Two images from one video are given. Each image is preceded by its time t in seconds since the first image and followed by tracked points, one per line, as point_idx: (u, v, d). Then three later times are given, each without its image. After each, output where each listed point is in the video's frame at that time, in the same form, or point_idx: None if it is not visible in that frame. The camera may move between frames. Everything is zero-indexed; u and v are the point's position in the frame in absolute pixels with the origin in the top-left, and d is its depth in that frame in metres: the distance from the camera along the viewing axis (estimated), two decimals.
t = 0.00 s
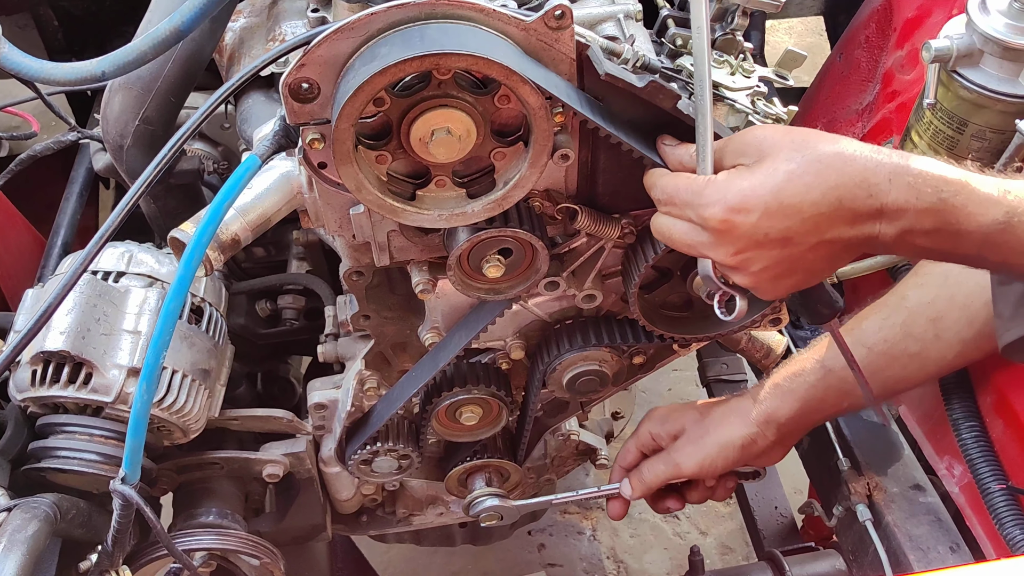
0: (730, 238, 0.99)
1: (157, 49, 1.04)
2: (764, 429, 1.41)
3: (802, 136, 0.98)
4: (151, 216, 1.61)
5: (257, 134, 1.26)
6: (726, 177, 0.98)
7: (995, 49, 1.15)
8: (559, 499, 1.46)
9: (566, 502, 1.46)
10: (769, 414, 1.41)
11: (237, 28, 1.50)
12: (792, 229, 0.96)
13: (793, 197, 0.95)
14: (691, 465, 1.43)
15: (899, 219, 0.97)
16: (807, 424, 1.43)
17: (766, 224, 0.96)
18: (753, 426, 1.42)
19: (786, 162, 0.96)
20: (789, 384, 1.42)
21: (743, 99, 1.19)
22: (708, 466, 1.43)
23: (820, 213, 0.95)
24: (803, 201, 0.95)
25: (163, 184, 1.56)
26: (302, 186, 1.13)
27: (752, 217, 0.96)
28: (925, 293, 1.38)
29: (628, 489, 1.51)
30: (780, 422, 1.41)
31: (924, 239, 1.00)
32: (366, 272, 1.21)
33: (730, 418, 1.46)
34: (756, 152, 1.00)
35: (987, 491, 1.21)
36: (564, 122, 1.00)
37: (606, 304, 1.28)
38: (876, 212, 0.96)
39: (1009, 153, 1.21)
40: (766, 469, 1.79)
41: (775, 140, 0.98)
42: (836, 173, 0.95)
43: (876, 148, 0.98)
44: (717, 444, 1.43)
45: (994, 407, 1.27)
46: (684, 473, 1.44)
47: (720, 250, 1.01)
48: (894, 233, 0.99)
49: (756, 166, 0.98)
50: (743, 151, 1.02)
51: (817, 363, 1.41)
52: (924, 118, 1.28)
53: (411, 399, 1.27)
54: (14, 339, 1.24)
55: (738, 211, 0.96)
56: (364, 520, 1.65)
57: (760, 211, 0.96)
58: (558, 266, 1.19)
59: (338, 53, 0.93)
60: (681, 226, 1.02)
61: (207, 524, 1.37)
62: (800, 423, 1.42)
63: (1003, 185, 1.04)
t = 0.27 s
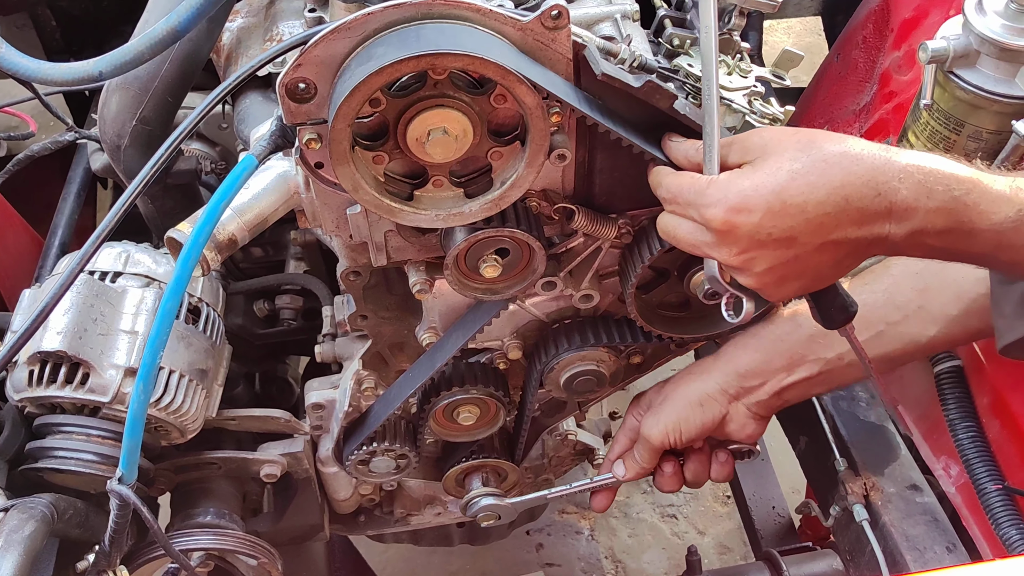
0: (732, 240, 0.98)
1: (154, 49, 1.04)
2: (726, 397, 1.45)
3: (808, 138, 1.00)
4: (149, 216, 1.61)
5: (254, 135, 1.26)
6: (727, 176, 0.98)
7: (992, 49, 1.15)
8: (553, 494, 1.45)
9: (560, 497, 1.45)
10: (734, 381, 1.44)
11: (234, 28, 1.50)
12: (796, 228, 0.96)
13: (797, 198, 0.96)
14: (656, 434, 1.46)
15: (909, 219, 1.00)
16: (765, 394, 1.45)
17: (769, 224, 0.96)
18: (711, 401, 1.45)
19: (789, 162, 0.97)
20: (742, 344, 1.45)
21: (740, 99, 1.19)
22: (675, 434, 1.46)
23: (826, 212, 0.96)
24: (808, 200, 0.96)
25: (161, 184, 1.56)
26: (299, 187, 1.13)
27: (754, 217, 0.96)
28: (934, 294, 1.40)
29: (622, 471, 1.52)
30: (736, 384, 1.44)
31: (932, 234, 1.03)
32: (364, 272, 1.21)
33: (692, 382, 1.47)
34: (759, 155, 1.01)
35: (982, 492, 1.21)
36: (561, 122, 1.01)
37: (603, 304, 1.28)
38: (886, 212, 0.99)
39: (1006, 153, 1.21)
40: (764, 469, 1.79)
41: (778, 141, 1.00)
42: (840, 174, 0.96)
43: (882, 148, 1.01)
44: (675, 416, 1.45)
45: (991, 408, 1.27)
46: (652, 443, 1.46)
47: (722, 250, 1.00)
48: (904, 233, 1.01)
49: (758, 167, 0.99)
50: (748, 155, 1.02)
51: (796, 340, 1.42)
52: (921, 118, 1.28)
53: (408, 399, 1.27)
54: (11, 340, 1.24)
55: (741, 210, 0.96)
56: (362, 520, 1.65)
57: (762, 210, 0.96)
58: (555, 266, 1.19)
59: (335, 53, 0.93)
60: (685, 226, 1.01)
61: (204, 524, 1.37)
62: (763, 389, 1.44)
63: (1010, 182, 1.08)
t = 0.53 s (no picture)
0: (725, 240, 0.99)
1: (152, 50, 1.04)
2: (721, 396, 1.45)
3: (802, 138, 1.00)
4: (147, 216, 1.61)
5: (252, 135, 1.26)
6: (721, 177, 0.98)
7: (989, 50, 1.15)
8: (550, 492, 1.43)
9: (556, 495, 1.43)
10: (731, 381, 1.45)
11: (232, 29, 1.50)
12: (790, 230, 0.97)
13: (790, 200, 0.96)
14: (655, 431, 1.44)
15: (902, 222, 1.01)
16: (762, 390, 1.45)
17: (761, 226, 0.97)
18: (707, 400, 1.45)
19: (781, 163, 0.97)
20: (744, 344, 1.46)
21: (738, 100, 1.19)
22: (675, 431, 1.45)
23: (819, 214, 0.97)
24: (802, 202, 0.96)
25: (159, 184, 1.57)
26: (298, 187, 1.12)
27: (747, 220, 0.97)
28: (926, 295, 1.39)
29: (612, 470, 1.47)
30: (742, 380, 1.44)
31: (925, 236, 1.03)
32: (362, 272, 1.21)
33: (692, 379, 1.48)
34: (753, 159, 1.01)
35: (980, 492, 1.21)
36: (558, 123, 1.01)
37: (602, 304, 1.28)
38: (879, 214, 0.99)
39: (1003, 153, 1.21)
40: (762, 468, 1.79)
41: (774, 141, 1.00)
42: (834, 176, 0.97)
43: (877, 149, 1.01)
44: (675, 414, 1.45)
45: (988, 408, 1.27)
46: (651, 440, 1.44)
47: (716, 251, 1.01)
48: (897, 235, 1.02)
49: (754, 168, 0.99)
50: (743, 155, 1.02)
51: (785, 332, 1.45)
52: (919, 119, 1.28)
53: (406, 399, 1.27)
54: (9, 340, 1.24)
55: (734, 212, 0.97)
56: (361, 520, 1.65)
57: (755, 212, 0.96)
58: (553, 266, 1.19)
59: (332, 54, 0.93)
60: (677, 226, 1.01)
61: (202, 524, 1.37)
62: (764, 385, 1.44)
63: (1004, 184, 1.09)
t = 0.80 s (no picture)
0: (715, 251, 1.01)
1: (154, 50, 1.04)
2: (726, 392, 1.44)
3: (800, 151, 0.98)
4: (148, 216, 1.61)
5: (254, 135, 1.27)
6: (718, 189, 0.98)
7: (990, 50, 1.15)
8: (550, 491, 1.43)
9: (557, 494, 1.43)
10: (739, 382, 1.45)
11: (234, 29, 1.50)
12: (781, 248, 0.99)
13: (783, 219, 0.97)
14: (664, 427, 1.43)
15: (893, 242, 1.00)
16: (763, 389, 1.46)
17: (753, 243, 0.99)
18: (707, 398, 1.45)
19: (776, 179, 0.96)
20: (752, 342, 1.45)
21: (739, 100, 1.19)
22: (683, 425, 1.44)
23: (811, 235, 0.97)
24: (794, 223, 0.97)
25: (161, 184, 1.57)
26: (300, 187, 1.13)
27: (740, 236, 0.98)
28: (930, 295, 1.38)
29: (616, 473, 1.47)
30: (751, 376, 1.44)
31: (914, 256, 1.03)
32: (363, 272, 1.21)
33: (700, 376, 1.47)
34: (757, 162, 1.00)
35: (981, 491, 1.21)
36: (560, 123, 1.01)
37: (603, 304, 1.28)
38: (869, 235, 0.99)
39: (1004, 152, 1.21)
40: (764, 468, 1.79)
41: (776, 152, 0.98)
42: (829, 197, 0.96)
43: (876, 169, 0.98)
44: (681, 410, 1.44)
45: (989, 408, 1.27)
46: (658, 435, 1.44)
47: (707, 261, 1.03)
48: (887, 252, 1.02)
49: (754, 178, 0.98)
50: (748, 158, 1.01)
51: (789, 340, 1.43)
52: (920, 119, 1.29)
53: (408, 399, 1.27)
54: (11, 340, 1.24)
55: (728, 228, 0.98)
56: (362, 519, 1.65)
57: (748, 229, 0.97)
58: (555, 266, 1.19)
59: (334, 55, 0.93)
60: (672, 229, 1.03)
61: (204, 524, 1.37)
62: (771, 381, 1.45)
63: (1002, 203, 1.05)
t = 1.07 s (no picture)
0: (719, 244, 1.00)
1: (154, 48, 1.04)
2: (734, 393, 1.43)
3: (800, 141, 0.99)
4: (148, 215, 1.61)
5: (255, 134, 1.26)
6: (720, 181, 0.98)
7: (991, 48, 1.15)
8: (550, 489, 1.44)
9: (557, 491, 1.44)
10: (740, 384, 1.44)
11: (234, 28, 1.50)
12: (783, 238, 0.99)
13: (788, 207, 0.97)
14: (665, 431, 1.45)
15: (895, 229, 1.00)
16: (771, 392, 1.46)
17: (758, 232, 0.98)
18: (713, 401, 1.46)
19: (778, 168, 0.97)
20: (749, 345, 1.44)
21: (740, 99, 1.19)
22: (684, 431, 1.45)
23: (811, 223, 0.98)
24: (798, 209, 0.97)
25: (160, 183, 1.57)
26: (300, 186, 1.12)
27: (744, 225, 0.98)
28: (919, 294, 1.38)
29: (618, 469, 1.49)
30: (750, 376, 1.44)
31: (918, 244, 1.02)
32: (363, 271, 1.21)
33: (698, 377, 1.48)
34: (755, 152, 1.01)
35: (982, 490, 1.21)
36: (561, 121, 1.00)
37: (603, 303, 1.28)
38: (872, 223, 0.99)
39: (1006, 151, 1.21)
40: (764, 468, 1.79)
41: (773, 143, 0.99)
42: (832, 182, 0.97)
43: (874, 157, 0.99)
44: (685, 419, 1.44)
45: (989, 406, 1.27)
46: (660, 437, 1.45)
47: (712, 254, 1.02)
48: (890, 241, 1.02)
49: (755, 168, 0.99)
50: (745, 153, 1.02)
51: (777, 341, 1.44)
52: (921, 117, 1.28)
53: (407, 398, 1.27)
54: (10, 339, 1.24)
55: (733, 217, 0.98)
56: (362, 519, 1.65)
57: (753, 218, 0.97)
58: (556, 265, 1.19)
59: (334, 53, 0.93)
60: (674, 225, 1.02)
61: (203, 523, 1.37)
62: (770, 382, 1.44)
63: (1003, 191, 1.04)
